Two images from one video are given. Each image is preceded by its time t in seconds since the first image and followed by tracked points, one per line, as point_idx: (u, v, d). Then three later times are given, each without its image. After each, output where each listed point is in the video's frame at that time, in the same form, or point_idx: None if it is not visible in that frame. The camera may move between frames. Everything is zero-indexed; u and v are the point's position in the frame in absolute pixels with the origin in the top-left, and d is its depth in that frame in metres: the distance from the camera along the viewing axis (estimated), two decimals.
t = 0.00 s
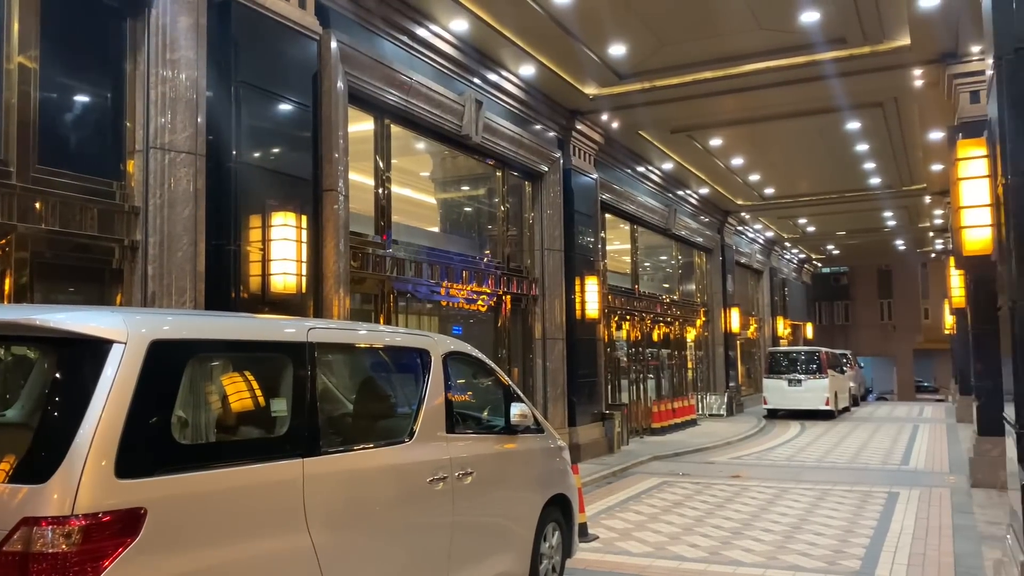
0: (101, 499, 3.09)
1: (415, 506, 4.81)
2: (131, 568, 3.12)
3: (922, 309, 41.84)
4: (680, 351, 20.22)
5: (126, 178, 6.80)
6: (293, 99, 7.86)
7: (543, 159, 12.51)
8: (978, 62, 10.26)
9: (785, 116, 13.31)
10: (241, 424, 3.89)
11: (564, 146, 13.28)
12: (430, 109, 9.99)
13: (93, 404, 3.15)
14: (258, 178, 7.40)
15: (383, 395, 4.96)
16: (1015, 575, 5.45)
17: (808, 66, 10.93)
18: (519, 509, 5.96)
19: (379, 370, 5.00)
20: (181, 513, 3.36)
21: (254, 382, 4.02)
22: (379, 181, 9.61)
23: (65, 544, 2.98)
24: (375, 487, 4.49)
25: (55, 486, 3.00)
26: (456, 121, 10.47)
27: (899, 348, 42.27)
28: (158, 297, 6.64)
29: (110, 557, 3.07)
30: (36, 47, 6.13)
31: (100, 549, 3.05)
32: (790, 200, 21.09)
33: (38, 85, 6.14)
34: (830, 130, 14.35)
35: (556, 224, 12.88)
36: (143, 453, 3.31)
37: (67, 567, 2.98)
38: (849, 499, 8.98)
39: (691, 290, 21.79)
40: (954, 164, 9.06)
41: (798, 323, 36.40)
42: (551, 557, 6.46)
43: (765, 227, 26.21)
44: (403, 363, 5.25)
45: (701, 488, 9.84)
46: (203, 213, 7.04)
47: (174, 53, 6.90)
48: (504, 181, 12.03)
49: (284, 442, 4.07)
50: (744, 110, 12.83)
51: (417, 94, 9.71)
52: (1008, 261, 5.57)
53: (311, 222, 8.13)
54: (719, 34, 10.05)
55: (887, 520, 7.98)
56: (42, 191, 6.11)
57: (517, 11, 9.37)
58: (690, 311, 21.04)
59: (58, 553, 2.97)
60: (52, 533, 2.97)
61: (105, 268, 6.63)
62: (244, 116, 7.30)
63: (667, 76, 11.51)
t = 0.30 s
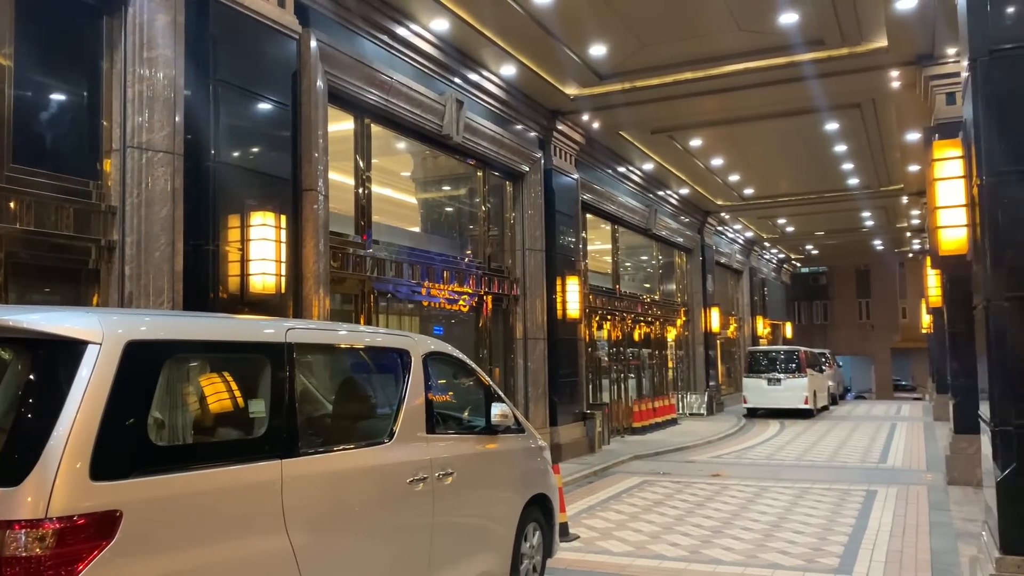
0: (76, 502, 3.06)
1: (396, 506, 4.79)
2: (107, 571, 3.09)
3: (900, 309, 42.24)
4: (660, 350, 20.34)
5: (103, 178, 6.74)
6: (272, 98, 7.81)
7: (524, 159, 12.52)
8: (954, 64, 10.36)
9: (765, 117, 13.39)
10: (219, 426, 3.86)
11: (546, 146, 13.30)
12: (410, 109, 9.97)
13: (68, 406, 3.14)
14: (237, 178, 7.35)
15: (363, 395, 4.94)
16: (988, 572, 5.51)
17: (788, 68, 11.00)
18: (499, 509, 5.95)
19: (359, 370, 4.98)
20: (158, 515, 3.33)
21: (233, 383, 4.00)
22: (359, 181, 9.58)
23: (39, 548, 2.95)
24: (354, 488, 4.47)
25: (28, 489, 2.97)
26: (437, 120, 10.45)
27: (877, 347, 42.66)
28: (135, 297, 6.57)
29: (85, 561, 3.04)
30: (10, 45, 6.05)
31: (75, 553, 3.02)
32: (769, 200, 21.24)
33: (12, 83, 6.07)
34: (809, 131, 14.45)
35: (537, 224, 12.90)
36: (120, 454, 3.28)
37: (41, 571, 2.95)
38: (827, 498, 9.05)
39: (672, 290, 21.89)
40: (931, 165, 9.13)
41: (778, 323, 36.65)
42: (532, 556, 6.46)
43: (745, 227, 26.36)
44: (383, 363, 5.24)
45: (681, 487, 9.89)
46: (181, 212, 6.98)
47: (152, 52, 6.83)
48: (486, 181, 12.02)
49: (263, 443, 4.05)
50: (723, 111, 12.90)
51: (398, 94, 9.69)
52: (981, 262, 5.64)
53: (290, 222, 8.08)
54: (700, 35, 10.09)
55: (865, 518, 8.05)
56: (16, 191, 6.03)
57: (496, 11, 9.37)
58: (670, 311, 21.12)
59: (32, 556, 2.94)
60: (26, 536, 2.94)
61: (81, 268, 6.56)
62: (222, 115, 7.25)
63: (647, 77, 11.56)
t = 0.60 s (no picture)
0: (53, 504, 3.02)
1: (377, 507, 4.77)
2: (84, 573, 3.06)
3: (880, 310, 42.60)
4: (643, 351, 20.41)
5: (82, 176, 6.67)
6: (255, 97, 7.77)
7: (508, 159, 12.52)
8: (934, 68, 10.45)
9: (747, 119, 13.46)
10: (199, 427, 3.84)
11: (530, 146, 13.31)
12: (394, 108, 9.95)
13: (46, 406, 3.11)
14: (219, 177, 7.30)
15: (345, 396, 4.93)
16: (965, 572, 5.56)
17: (771, 70, 11.05)
18: (482, 510, 5.94)
19: (341, 371, 4.96)
20: (136, 517, 3.30)
21: (213, 383, 3.98)
22: (342, 180, 9.54)
23: (15, 550, 2.90)
24: (337, 489, 4.45)
25: (5, 490, 2.93)
26: (420, 120, 10.43)
27: (857, 348, 43.02)
28: (114, 297, 6.51)
29: (62, 563, 3.00)
30: None
31: (52, 555, 2.98)
32: (751, 202, 21.36)
33: None
34: (791, 133, 14.54)
35: (521, 224, 12.90)
36: (97, 455, 3.25)
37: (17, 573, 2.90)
38: (808, 498, 9.11)
39: (655, 291, 21.97)
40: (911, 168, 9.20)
41: (760, 324, 36.88)
42: (514, 557, 6.46)
43: (727, 228, 26.49)
44: (366, 364, 5.21)
45: (663, 488, 9.93)
46: (162, 211, 6.93)
47: (133, 50, 6.76)
48: (470, 181, 12.02)
49: (243, 444, 4.02)
50: (706, 113, 12.95)
51: (381, 94, 9.66)
52: (961, 264, 5.68)
53: (272, 222, 8.04)
54: (684, 37, 10.13)
55: (845, 519, 8.11)
56: None
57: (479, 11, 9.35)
58: (653, 311, 21.20)
59: (8, 559, 2.88)
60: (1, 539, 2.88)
61: (60, 268, 6.49)
62: (205, 114, 7.21)
63: (631, 79, 11.59)
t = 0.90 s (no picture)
0: (28, 505, 2.99)
1: (358, 508, 4.76)
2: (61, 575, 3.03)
3: (860, 314, 42.96)
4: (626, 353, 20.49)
5: (62, 174, 6.60)
6: (237, 96, 7.74)
7: (492, 160, 12.53)
8: (914, 73, 10.58)
9: (730, 123, 13.54)
10: (178, 427, 3.83)
11: (513, 148, 13.32)
12: (378, 108, 9.93)
13: (22, 405, 3.08)
14: (201, 176, 7.27)
15: (327, 396, 4.91)
16: (943, 573, 5.62)
17: (754, 73, 11.12)
18: (463, 512, 5.93)
19: (323, 371, 4.95)
20: (114, 517, 3.28)
21: (194, 382, 3.97)
22: (325, 180, 9.51)
23: None
24: (318, 489, 4.44)
25: None
26: (404, 121, 10.42)
27: (837, 351, 43.39)
28: (94, 297, 6.45)
29: (38, 564, 2.96)
30: None
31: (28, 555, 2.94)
32: (734, 205, 21.48)
33: None
34: (773, 137, 14.63)
35: (504, 225, 12.91)
36: (74, 455, 3.23)
37: None
38: (788, 499, 9.17)
39: (637, 293, 22.05)
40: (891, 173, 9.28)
41: (741, 327, 37.11)
42: (495, 559, 6.46)
43: (710, 231, 26.64)
44: (348, 365, 5.19)
45: (644, 489, 9.96)
46: (144, 210, 6.88)
47: (114, 47, 6.70)
48: (453, 182, 12.02)
49: (223, 444, 4.01)
50: (689, 116, 13.01)
51: (365, 94, 9.65)
52: (941, 267, 5.74)
53: (254, 220, 7.99)
54: (668, 40, 10.18)
55: (825, 520, 8.17)
56: None
57: (463, 11, 9.34)
58: (636, 314, 21.28)
59: None
60: None
61: (38, 267, 6.42)
62: (187, 112, 7.17)
63: (615, 82, 11.64)
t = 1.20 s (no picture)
0: None
1: (336, 510, 4.73)
2: None
3: (838, 317, 43.34)
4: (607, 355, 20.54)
5: (36, 172, 6.51)
6: (216, 95, 7.69)
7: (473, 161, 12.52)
8: (892, 79, 10.69)
9: (710, 126, 13.61)
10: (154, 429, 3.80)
11: (495, 150, 13.33)
12: (358, 109, 9.89)
13: None
14: (178, 175, 7.21)
15: (305, 398, 4.88)
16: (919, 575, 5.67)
17: (734, 77, 11.18)
18: (442, 514, 5.91)
19: (301, 373, 4.91)
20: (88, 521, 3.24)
21: (170, 383, 3.93)
22: (305, 181, 9.46)
23: None
24: (295, 491, 4.41)
25: None
26: (385, 121, 10.38)
27: (815, 354, 43.77)
28: (68, 298, 6.36)
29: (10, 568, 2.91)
30: None
31: None
32: (714, 209, 21.60)
33: None
34: (753, 141, 14.73)
35: (486, 227, 12.91)
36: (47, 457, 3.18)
37: None
38: (766, 501, 9.23)
39: (618, 296, 22.11)
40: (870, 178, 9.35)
41: (720, 330, 37.32)
42: (474, 561, 6.45)
43: (690, 234, 26.78)
44: (327, 366, 5.16)
45: (624, 491, 9.98)
46: (120, 209, 6.81)
47: (90, 45, 6.62)
48: (435, 183, 12.00)
49: (199, 446, 3.98)
50: (670, 119, 13.07)
51: (345, 94, 9.61)
52: (918, 271, 5.78)
53: (232, 220, 7.93)
54: (650, 43, 10.22)
55: (803, 522, 8.23)
56: None
57: (444, 12, 9.33)
58: (616, 316, 21.33)
59: None
60: None
61: (11, 266, 6.33)
62: (165, 111, 7.12)
63: (596, 84, 11.67)
